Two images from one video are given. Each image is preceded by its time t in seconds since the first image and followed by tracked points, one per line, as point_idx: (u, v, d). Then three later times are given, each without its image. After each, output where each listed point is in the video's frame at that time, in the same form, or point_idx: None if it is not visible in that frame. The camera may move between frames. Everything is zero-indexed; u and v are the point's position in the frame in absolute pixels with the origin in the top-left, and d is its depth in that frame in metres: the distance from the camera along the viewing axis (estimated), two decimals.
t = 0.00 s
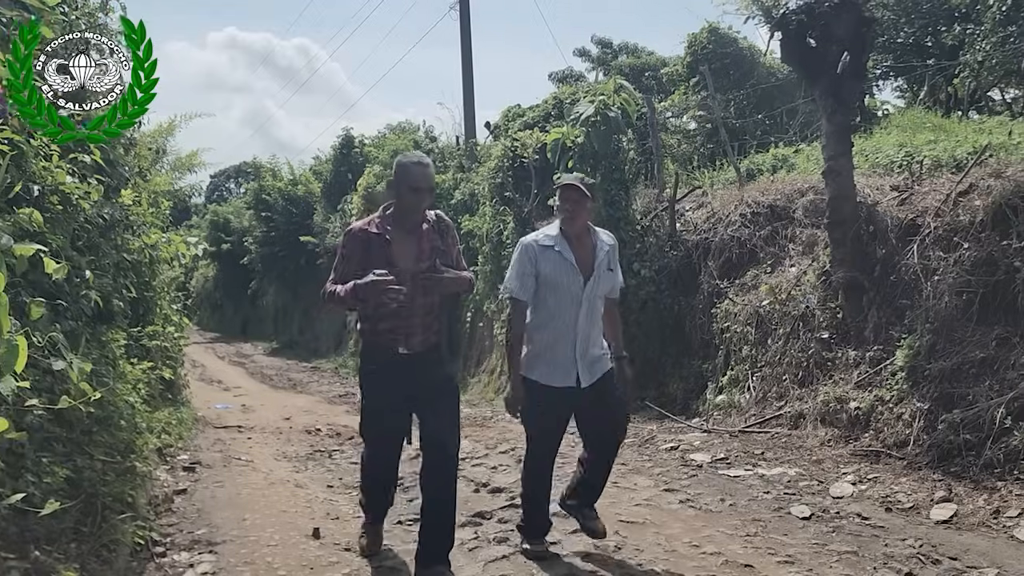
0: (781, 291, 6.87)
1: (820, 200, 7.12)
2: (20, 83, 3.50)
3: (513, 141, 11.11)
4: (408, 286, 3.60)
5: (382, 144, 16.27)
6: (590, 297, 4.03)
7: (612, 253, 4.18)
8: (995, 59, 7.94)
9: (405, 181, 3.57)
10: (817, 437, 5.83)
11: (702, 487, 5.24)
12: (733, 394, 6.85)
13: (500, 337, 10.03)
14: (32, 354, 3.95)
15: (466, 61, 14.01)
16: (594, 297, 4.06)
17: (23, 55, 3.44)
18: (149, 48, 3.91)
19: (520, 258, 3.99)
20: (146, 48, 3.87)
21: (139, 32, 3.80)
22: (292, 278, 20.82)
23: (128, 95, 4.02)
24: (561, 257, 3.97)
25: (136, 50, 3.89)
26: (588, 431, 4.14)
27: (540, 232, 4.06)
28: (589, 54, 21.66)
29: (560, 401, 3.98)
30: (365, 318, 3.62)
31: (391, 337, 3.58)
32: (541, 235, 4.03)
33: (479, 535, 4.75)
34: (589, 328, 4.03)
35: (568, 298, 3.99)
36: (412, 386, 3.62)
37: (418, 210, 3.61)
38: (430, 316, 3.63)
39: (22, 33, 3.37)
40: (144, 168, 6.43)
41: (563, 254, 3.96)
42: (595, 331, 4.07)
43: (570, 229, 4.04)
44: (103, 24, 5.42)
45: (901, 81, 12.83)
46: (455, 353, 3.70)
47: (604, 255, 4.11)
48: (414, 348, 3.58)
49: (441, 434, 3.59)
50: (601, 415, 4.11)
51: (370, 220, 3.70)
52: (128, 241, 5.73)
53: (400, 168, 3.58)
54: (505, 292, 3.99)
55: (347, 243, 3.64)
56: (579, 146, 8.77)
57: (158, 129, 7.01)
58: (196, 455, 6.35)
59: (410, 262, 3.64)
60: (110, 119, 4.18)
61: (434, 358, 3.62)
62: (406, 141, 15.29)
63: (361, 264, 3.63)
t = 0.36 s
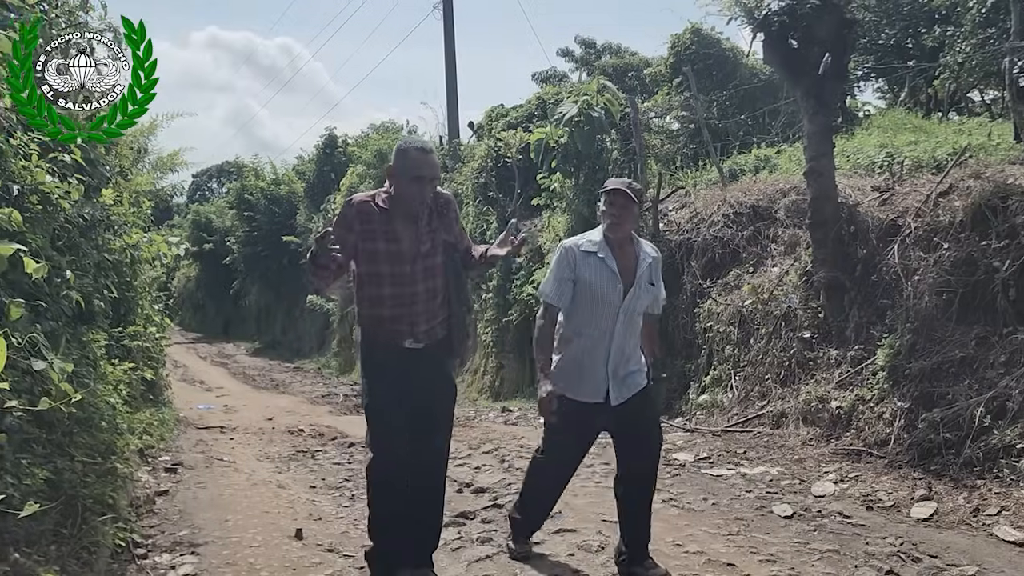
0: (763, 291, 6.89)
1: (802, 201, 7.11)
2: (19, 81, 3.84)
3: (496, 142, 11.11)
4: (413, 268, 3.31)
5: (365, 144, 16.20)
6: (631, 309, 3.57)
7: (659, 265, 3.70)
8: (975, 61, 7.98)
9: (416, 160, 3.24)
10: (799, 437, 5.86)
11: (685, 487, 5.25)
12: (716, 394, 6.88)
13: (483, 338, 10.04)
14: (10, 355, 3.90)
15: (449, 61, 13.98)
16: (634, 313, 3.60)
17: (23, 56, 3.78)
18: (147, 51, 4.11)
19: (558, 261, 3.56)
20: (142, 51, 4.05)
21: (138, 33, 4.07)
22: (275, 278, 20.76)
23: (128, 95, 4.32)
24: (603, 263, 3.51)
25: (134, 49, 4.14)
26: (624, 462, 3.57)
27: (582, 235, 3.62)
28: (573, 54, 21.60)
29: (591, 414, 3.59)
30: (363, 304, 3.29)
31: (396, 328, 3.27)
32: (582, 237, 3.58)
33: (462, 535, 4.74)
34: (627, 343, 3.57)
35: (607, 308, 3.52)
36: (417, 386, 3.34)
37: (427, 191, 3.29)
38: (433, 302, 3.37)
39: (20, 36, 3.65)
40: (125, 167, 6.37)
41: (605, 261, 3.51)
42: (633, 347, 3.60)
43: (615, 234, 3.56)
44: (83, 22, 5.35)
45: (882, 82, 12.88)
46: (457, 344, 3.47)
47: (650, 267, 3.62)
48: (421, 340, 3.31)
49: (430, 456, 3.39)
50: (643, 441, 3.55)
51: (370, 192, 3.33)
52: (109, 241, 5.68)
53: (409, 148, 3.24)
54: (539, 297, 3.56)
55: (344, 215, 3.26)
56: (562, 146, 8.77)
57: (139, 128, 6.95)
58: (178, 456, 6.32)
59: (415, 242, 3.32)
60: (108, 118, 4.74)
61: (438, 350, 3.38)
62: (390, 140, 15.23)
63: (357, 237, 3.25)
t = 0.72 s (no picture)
0: (745, 291, 6.91)
1: (784, 200, 7.08)
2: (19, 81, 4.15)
3: (479, 141, 11.08)
4: (400, 279, 3.20)
5: (348, 143, 16.11)
6: (660, 298, 3.23)
7: (692, 252, 3.35)
8: (955, 62, 8.01)
9: (390, 161, 3.15)
10: (781, 436, 5.88)
11: (668, 486, 5.27)
12: (699, 393, 6.89)
13: (467, 338, 10.04)
14: None
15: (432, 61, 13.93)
16: (663, 303, 3.25)
17: (23, 56, 4.14)
18: (146, 51, 4.02)
19: (581, 245, 3.25)
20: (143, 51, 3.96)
21: (137, 33, 3.99)
22: (257, 278, 20.68)
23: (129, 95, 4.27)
24: (629, 248, 3.18)
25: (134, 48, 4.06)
26: (636, 456, 3.25)
27: (609, 218, 3.30)
28: (558, 54, 21.58)
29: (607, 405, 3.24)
30: (348, 323, 3.19)
31: (386, 346, 3.18)
32: (610, 220, 3.26)
33: (446, 536, 4.73)
34: (654, 335, 3.23)
35: (633, 297, 3.20)
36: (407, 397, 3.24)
37: (405, 194, 3.20)
38: (423, 314, 3.27)
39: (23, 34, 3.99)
40: (105, 167, 6.31)
41: (631, 246, 3.18)
42: (660, 340, 3.27)
43: (646, 218, 3.23)
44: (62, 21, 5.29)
45: (864, 83, 12.91)
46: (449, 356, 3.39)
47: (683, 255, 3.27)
48: (410, 357, 3.21)
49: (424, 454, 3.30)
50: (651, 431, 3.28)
51: (343, 203, 3.23)
52: (89, 240, 5.62)
53: (379, 151, 3.15)
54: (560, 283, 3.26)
55: (319, 232, 3.17)
56: (545, 146, 8.70)
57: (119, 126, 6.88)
58: (158, 457, 6.27)
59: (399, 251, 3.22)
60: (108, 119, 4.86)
61: (426, 365, 3.27)
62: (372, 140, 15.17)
63: (337, 253, 3.15)
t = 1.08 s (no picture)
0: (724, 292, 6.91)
1: (762, 202, 7.10)
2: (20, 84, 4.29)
3: (457, 143, 11.05)
4: (393, 274, 2.83)
5: (326, 143, 16.01)
6: (693, 316, 3.15)
7: (725, 268, 3.28)
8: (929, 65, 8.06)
9: (386, 143, 2.75)
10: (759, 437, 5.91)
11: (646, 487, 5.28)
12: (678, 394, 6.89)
13: (446, 339, 10.01)
14: None
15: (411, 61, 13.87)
16: (693, 321, 3.16)
17: (23, 57, 4.18)
18: (146, 49, 4.07)
19: (608, 268, 3.20)
20: (144, 52, 3.97)
21: (138, 33, 3.90)
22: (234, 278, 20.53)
23: (127, 96, 4.32)
24: (658, 267, 3.12)
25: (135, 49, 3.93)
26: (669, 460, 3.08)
27: (637, 239, 3.25)
28: (536, 54, 21.56)
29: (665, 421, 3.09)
30: (334, 326, 2.77)
31: (378, 344, 2.78)
32: (635, 241, 3.22)
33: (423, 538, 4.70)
34: (686, 354, 3.14)
35: (665, 317, 3.12)
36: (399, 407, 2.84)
37: (400, 183, 2.81)
38: (413, 309, 2.90)
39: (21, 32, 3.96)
40: (78, 167, 6.23)
41: (657, 265, 3.12)
42: (695, 361, 3.18)
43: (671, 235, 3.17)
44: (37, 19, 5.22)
45: (840, 84, 12.98)
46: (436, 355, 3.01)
47: (712, 272, 3.19)
48: (403, 357, 2.83)
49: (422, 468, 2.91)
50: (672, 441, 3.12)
51: (323, 196, 2.80)
52: (63, 241, 5.55)
53: (369, 131, 2.74)
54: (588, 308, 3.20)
55: (301, 228, 2.72)
56: (524, 146, 8.59)
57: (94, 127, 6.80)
58: (133, 460, 6.21)
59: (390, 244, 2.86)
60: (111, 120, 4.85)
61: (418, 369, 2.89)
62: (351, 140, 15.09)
63: (325, 251, 2.73)
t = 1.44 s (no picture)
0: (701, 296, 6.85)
1: (737, 206, 7.08)
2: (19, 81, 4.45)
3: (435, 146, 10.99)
4: (428, 294, 2.39)
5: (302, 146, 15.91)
6: (724, 312, 2.53)
7: (755, 256, 2.67)
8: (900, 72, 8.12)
9: (434, 150, 2.29)
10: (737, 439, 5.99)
11: (623, 491, 5.29)
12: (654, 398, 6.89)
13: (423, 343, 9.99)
14: None
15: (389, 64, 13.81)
16: (729, 318, 2.55)
17: (24, 56, 4.45)
18: (146, 49, 4.39)
19: (627, 258, 2.54)
20: (143, 48, 4.30)
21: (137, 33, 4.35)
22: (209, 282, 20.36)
23: (129, 96, 4.54)
24: (685, 256, 2.48)
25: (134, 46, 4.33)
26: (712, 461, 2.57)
27: (656, 222, 2.61)
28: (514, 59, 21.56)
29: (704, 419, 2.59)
30: (357, 348, 2.26)
31: (400, 369, 2.29)
32: (658, 226, 2.57)
33: (399, 544, 4.67)
34: (723, 358, 2.54)
35: (694, 313, 2.48)
36: (420, 443, 2.34)
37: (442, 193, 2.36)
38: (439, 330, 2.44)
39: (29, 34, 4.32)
40: (51, 171, 6.16)
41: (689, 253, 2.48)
42: (726, 363, 2.57)
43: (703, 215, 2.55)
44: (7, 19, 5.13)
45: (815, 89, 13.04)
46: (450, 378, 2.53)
47: (746, 257, 2.59)
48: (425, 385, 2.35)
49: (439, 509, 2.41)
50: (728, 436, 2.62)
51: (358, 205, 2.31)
52: (35, 246, 5.48)
53: (414, 131, 2.27)
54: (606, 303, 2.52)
55: (338, 239, 2.22)
56: (501, 150, 8.54)
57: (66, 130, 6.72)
58: (106, 467, 6.14)
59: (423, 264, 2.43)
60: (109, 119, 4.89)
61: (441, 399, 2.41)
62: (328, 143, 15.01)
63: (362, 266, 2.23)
